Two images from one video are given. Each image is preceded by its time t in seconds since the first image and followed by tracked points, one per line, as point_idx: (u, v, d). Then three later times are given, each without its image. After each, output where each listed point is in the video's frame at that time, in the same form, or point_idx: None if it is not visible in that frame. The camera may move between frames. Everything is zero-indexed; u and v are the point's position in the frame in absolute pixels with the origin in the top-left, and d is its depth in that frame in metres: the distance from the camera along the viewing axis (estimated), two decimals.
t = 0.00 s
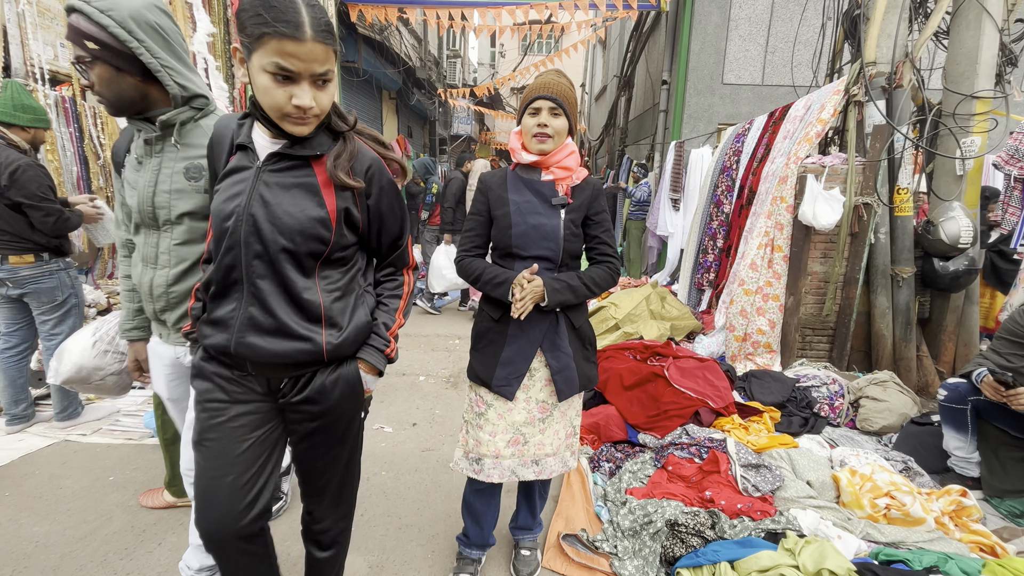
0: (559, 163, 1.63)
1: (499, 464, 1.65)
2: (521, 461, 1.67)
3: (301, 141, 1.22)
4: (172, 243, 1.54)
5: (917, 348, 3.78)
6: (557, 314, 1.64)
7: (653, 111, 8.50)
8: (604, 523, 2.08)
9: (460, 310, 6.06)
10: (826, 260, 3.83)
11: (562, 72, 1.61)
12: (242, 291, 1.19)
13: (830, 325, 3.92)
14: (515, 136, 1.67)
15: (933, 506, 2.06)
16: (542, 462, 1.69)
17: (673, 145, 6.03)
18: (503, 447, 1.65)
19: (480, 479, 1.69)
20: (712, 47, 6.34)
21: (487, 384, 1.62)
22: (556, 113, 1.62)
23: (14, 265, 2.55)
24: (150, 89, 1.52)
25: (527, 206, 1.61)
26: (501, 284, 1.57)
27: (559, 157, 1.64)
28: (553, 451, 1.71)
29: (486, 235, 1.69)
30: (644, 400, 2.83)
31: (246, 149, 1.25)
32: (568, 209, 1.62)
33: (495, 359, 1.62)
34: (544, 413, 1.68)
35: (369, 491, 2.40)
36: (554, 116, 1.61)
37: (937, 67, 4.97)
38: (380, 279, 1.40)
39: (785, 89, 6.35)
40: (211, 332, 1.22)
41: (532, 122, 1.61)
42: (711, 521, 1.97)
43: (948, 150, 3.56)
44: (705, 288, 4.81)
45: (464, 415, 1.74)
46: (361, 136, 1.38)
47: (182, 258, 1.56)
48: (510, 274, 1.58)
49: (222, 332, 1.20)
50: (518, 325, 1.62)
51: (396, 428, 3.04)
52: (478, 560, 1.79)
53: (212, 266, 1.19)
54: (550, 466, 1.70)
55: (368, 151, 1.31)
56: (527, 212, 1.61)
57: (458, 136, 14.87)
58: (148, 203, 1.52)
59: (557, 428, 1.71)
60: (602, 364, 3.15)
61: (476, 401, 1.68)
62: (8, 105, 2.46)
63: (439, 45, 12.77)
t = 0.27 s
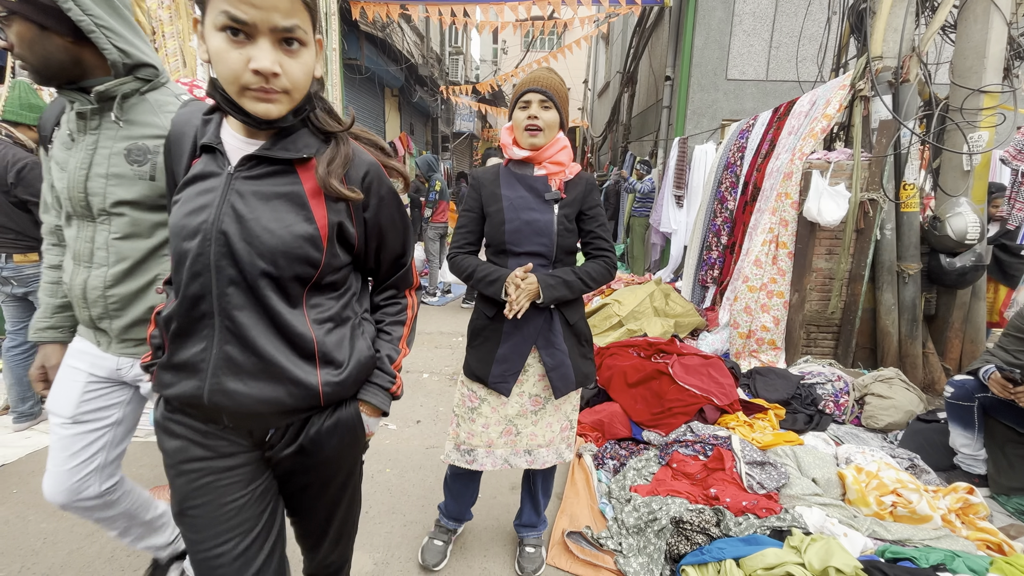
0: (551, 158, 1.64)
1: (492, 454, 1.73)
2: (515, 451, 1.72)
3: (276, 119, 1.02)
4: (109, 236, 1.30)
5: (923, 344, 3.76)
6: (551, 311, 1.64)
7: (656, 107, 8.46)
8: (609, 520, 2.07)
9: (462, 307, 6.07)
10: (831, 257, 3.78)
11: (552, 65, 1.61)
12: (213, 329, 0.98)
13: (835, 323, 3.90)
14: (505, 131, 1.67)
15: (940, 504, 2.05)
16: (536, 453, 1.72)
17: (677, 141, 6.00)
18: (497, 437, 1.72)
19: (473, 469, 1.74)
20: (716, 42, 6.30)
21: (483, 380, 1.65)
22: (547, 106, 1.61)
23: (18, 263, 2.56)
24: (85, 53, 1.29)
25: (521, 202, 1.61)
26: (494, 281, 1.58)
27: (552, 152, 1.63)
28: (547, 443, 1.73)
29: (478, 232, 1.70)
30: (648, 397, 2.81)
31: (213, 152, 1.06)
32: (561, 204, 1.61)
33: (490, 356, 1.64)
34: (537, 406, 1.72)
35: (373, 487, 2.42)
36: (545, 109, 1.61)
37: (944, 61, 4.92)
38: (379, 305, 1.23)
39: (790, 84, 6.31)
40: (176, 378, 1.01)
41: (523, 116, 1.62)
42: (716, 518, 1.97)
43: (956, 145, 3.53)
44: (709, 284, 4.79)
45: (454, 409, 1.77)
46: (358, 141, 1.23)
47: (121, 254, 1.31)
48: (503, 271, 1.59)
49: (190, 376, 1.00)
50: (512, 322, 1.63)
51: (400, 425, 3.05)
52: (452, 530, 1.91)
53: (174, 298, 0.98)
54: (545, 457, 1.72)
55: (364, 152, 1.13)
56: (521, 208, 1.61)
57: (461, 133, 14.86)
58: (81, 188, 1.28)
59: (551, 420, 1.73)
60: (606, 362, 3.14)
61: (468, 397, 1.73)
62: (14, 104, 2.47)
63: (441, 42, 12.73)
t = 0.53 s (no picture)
0: (522, 160, 1.62)
1: (477, 451, 1.76)
2: (499, 448, 1.76)
3: (206, 65, 0.81)
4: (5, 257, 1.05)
5: (929, 343, 3.73)
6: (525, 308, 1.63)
7: (658, 105, 8.44)
8: (612, 520, 2.07)
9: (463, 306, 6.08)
10: (835, 255, 3.85)
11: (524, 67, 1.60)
12: (166, 363, 0.84)
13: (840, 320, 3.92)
14: (478, 128, 1.68)
15: (946, 503, 2.04)
16: (521, 452, 1.74)
17: (679, 139, 5.98)
18: (481, 435, 1.75)
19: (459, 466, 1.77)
20: (719, 40, 6.27)
21: (461, 380, 1.66)
22: (518, 113, 1.62)
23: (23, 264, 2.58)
24: None
25: (492, 201, 1.62)
26: (468, 271, 1.59)
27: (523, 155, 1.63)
28: (530, 442, 1.73)
29: (455, 233, 1.71)
30: (652, 396, 2.81)
31: (147, 134, 0.89)
32: (533, 202, 1.61)
33: (466, 357, 1.65)
34: (517, 404, 1.72)
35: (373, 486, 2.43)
36: (515, 115, 1.61)
37: (950, 57, 4.88)
38: (376, 310, 1.12)
39: (794, 81, 6.27)
40: (128, 424, 0.88)
41: (495, 118, 1.63)
42: (720, 518, 1.96)
43: (961, 142, 3.50)
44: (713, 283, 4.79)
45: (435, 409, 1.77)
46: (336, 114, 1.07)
47: (24, 280, 1.06)
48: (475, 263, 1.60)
49: (142, 424, 0.87)
50: (485, 321, 1.63)
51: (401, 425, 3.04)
52: (432, 528, 1.92)
53: (116, 331, 0.84)
54: (527, 456, 1.73)
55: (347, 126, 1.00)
56: (492, 206, 1.61)
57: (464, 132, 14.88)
58: None
59: (534, 420, 1.73)
60: (609, 361, 3.14)
61: (449, 397, 1.74)
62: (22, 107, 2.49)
63: (444, 42, 12.74)
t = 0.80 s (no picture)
0: (483, 160, 1.61)
1: (436, 452, 1.72)
2: (459, 449, 1.72)
3: (41, 17, 0.58)
4: None
5: (935, 342, 3.69)
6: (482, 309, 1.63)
7: (662, 105, 8.42)
8: (614, 520, 2.07)
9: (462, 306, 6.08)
10: (840, 254, 3.86)
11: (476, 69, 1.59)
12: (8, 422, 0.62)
13: (844, 319, 3.90)
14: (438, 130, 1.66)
15: (951, 504, 2.02)
16: (477, 456, 1.71)
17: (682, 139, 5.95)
18: (440, 435, 1.71)
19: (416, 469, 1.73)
20: (722, 38, 6.25)
21: (415, 379, 1.65)
22: (481, 113, 1.61)
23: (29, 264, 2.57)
24: None
25: (451, 201, 1.61)
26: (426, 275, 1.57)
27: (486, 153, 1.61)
28: (489, 447, 1.71)
29: (415, 231, 1.70)
30: (654, 396, 2.80)
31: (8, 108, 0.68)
32: (492, 203, 1.61)
33: (421, 356, 1.64)
34: (477, 406, 1.70)
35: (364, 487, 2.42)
36: (479, 115, 1.60)
37: (955, 54, 4.84)
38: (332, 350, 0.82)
39: (799, 80, 6.24)
40: None
41: (455, 118, 1.61)
42: (723, 518, 1.95)
43: (966, 140, 3.47)
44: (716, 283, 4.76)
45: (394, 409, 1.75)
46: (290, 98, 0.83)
47: None
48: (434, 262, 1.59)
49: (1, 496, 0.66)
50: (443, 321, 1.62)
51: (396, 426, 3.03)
52: (433, 529, 1.92)
53: None
54: (484, 461, 1.70)
55: (288, 109, 0.74)
56: (451, 207, 1.60)
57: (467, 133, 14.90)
58: None
59: (493, 423, 1.71)
60: (612, 361, 3.13)
61: (409, 397, 1.70)
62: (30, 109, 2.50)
63: (448, 43, 12.75)
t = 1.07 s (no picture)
0: (458, 155, 1.60)
1: (421, 459, 1.70)
2: (443, 456, 1.70)
3: None
4: None
5: (955, 342, 3.60)
6: (466, 309, 1.63)
7: (671, 103, 8.34)
8: (624, 524, 2.03)
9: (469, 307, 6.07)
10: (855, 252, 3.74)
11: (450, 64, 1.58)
12: None
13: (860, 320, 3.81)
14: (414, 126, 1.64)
15: (973, 509, 1.95)
16: (466, 458, 1.70)
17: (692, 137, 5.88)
18: (424, 441, 1.68)
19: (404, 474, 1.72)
20: (732, 35, 6.18)
21: (402, 380, 1.63)
22: (457, 107, 1.59)
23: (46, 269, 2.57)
24: None
25: (430, 201, 1.58)
26: (409, 278, 1.54)
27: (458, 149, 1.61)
28: (477, 447, 1.69)
29: (390, 232, 1.66)
30: (664, 398, 2.76)
31: None
32: (471, 202, 1.60)
33: (407, 357, 1.62)
34: (464, 406, 1.68)
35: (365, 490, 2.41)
36: (456, 108, 1.59)
37: (972, 46, 4.72)
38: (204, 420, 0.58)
39: (811, 75, 6.13)
40: None
41: (432, 112, 1.58)
42: (735, 523, 1.91)
43: (986, 134, 3.37)
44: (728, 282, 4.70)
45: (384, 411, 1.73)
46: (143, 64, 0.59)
47: None
48: (416, 267, 1.55)
49: None
50: (427, 322, 1.60)
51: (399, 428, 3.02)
52: (440, 531, 1.91)
53: None
54: (474, 462, 1.69)
55: (87, 49, 0.49)
56: (431, 207, 1.57)
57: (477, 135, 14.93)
58: None
59: (480, 422, 1.69)
60: (621, 362, 3.10)
61: (396, 399, 1.69)
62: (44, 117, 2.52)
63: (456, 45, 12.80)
